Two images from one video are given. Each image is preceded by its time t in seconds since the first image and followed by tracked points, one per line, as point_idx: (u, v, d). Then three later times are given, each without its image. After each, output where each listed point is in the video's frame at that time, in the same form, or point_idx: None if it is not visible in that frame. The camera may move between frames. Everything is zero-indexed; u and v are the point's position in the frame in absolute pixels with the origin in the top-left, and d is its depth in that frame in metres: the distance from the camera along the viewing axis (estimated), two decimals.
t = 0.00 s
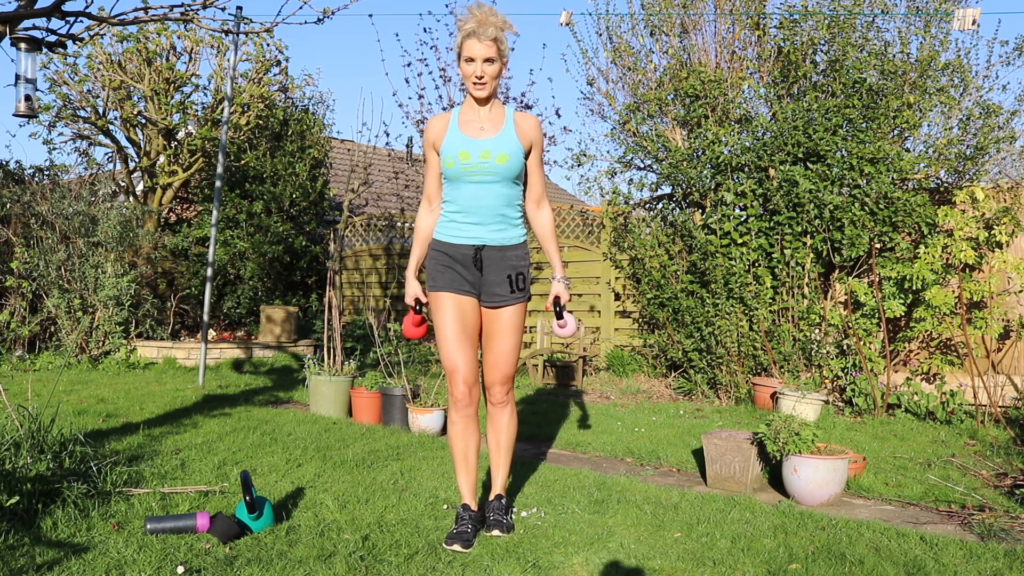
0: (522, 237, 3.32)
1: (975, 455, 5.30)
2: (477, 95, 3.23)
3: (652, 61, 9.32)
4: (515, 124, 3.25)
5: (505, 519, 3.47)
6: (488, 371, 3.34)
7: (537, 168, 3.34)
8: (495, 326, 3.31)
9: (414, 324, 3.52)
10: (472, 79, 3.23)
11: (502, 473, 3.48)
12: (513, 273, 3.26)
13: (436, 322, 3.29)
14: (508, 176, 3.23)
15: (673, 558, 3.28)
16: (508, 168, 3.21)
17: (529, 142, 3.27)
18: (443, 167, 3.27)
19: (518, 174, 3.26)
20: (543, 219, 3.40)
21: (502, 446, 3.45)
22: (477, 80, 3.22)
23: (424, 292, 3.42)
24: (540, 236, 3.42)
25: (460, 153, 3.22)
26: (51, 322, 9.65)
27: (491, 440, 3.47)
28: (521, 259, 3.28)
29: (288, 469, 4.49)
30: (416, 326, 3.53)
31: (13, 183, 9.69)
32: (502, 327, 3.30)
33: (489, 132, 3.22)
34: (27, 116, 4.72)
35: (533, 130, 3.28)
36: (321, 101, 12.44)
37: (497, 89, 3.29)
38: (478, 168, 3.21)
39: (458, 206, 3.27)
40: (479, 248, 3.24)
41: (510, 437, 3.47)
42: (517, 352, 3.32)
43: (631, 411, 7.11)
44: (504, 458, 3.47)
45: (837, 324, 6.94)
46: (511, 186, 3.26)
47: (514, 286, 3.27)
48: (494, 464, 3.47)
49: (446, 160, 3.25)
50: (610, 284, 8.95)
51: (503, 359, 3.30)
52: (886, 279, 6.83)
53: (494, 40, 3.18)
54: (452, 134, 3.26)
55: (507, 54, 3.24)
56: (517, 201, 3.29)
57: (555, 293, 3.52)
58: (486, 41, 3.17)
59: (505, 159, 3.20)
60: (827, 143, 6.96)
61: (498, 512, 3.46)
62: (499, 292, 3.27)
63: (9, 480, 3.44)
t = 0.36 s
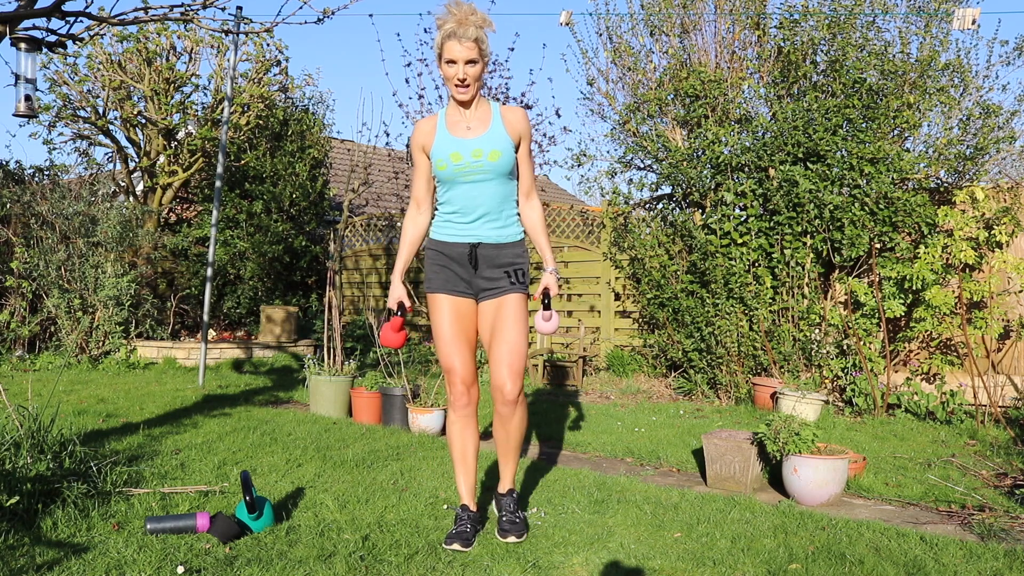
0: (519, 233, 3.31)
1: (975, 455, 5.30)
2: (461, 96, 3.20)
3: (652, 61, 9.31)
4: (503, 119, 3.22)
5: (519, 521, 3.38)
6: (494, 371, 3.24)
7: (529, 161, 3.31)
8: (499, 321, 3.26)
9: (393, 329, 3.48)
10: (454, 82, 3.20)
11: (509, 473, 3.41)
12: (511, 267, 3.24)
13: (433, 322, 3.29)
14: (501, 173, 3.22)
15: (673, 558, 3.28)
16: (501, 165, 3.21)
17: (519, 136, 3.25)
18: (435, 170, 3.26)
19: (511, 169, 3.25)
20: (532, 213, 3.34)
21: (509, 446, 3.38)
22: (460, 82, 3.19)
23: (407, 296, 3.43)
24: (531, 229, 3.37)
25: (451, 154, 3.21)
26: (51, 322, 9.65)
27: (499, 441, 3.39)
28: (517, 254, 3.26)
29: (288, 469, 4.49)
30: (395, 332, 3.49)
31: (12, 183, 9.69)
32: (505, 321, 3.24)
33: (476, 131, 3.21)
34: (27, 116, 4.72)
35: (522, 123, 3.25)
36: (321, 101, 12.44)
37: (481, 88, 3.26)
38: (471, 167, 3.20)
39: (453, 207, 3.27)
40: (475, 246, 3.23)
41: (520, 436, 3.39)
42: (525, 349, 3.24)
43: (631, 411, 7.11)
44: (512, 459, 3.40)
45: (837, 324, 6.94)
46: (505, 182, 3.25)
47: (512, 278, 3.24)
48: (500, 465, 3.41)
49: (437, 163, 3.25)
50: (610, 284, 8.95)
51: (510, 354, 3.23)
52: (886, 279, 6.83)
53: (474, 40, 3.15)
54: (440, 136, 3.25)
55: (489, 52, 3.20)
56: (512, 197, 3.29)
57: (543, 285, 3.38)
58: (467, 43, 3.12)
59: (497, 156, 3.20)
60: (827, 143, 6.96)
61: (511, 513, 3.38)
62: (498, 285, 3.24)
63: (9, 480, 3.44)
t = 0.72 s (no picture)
0: (525, 234, 3.29)
1: (975, 455, 5.29)
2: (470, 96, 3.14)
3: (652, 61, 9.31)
4: (510, 120, 3.19)
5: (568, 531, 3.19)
6: (508, 371, 3.24)
7: (535, 161, 3.28)
8: (507, 323, 3.24)
9: (402, 328, 3.48)
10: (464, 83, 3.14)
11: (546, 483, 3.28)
12: (518, 270, 3.22)
13: (438, 324, 3.27)
14: (508, 175, 3.19)
15: (673, 558, 3.28)
16: (507, 168, 3.17)
17: (526, 138, 3.21)
18: (441, 171, 3.22)
19: (518, 172, 3.22)
20: (539, 213, 3.34)
21: (539, 449, 3.28)
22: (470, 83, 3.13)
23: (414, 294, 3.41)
24: (536, 228, 3.36)
25: (457, 157, 3.17)
26: (51, 322, 9.64)
27: (527, 447, 3.29)
28: (524, 255, 3.24)
29: (288, 469, 4.49)
30: (403, 332, 3.51)
31: (12, 183, 9.69)
32: (513, 324, 3.23)
33: (483, 133, 3.16)
34: (27, 116, 4.72)
35: (528, 123, 3.21)
36: (321, 100, 12.44)
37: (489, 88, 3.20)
38: (478, 171, 3.17)
39: (459, 209, 3.25)
40: (483, 249, 3.21)
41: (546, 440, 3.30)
42: (537, 350, 3.22)
43: (631, 411, 7.11)
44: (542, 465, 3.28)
45: (837, 324, 6.94)
46: (512, 185, 3.22)
47: (521, 280, 3.23)
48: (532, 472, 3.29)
49: (443, 165, 3.20)
50: (609, 284, 8.95)
51: (522, 356, 3.21)
52: (886, 279, 6.83)
53: (485, 42, 3.06)
54: (446, 137, 3.20)
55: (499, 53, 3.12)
56: (519, 198, 3.26)
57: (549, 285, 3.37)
58: (477, 45, 3.05)
59: (504, 159, 3.16)
60: (827, 143, 6.96)
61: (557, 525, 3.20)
62: (505, 288, 3.23)
63: (9, 480, 3.44)
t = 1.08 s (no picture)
0: (551, 237, 3.28)
1: (975, 455, 5.30)
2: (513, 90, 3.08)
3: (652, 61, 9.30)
4: (550, 118, 3.14)
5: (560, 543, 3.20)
6: (522, 377, 3.23)
7: (570, 163, 3.25)
8: (529, 331, 3.22)
9: (423, 319, 3.41)
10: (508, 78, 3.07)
11: (547, 490, 3.29)
12: (543, 273, 3.22)
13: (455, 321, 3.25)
14: (542, 175, 3.15)
15: (673, 558, 3.28)
16: (542, 167, 3.13)
17: (564, 138, 3.17)
18: (474, 163, 3.17)
19: (551, 171, 3.18)
20: (571, 218, 3.32)
21: (547, 457, 3.28)
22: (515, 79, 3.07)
23: (435, 284, 3.39)
24: (567, 233, 3.35)
25: (493, 150, 3.12)
26: (51, 322, 9.64)
27: (532, 452, 3.30)
28: (549, 259, 3.24)
29: (288, 469, 4.49)
30: (425, 320, 3.41)
31: (12, 183, 9.69)
32: (536, 332, 3.21)
33: (522, 128, 3.11)
34: (28, 116, 4.72)
35: (568, 123, 3.17)
36: (321, 101, 12.44)
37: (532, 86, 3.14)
38: (512, 167, 3.12)
39: (488, 204, 3.21)
40: (509, 250, 3.19)
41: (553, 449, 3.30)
42: (552, 358, 3.21)
43: (631, 411, 7.11)
44: (547, 473, 3.29)
45: (837, 324, 6.94)
46: (543, 184, 3.19)
47: (545, 286, 3.22)
48: (537, 480, 3.29)
49: (476, 156, 3.15)
50: (609, 284, 8.95)
51: (539, 365, 3.20)
52: (886, 279, 6.84)
53: (535, 38, 3.01)
54: (482, 128, 3.14)
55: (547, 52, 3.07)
56: (549, 199, 3.23)
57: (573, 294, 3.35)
58: (527, 41, 3.00)
59: (539, 158, 3.12)
60: (827, 143, 6.96)
61: (550, 535, 3.20)
62: (529, 292, 3.21)
63: (9, 480, 3.44)
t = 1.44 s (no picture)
0: (563, 240, 3.24)
1: (975, 455, 5.30)
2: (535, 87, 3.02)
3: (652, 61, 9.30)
4: (570, 117, 3.09)
5: (560, 543, 3.18)
6: (526, 378, 3.20)
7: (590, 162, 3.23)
8: (534, 332, 3.19)
9: (441, 311, 3.31)
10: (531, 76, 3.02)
11: (548, 492, 3.27)
12: (553, 275, 3.18)
13: (456, 318, 3.19)
14: (558, 176, 3.10)
15: (674, 558, 3.28)
16: (559, 167, 3.08)
17: (583, 139, 3.13)
18: (490, 157, 3.10)
19: (568, 172, 3.13)
20: (596, 216, 3.33)
21: (546, 459, 3.26)
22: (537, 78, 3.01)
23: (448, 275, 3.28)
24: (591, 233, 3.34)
25: (511, 146, 3.05)
26: (51, 322, 9.64)
27: (533, 454, 3.28)
28: (559, 261, 3.21)
29: (288, 469, 4.49)
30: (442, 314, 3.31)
31: (12, 183, 9.69)
32: (541, 333, 3.18)
33: (543, 127, 3.05)
34: (27, 116, 4.73)
35: (588, 125, 3.13)
36: (321, 101, 12.44)
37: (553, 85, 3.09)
38: (529, 164, 3.06)
39: (502, 202, 3.15)
40: (520, 252, 3.15)
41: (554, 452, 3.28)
42: (558, 361, 3.18)
43: (631, 411, 7.11)
44: (548, 475, 3.26)
45: (837, 324, 6.95)
46: (560, 184, 3.14)
47: (553, 289, 3.18)
48: (537, 482, 3.27)
49: (493, 151, 3.08)
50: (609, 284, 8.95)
51: (544, 367, 3.17)
52: (886, 279, 6.84)
53: (561, 37, 2.96)
54: (501, 122, 3.07)
55: (571, 52, 3.02)
56: (564, 199, 3.18)
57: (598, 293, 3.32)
58: (552, 39, 2.94)
59: (558, 157, 3.06)
60: (827, 143, 6.96)
61: (550, 535, 3.18)
62: (536, 293, 3.18)
63: (9, 480, 3.44)
